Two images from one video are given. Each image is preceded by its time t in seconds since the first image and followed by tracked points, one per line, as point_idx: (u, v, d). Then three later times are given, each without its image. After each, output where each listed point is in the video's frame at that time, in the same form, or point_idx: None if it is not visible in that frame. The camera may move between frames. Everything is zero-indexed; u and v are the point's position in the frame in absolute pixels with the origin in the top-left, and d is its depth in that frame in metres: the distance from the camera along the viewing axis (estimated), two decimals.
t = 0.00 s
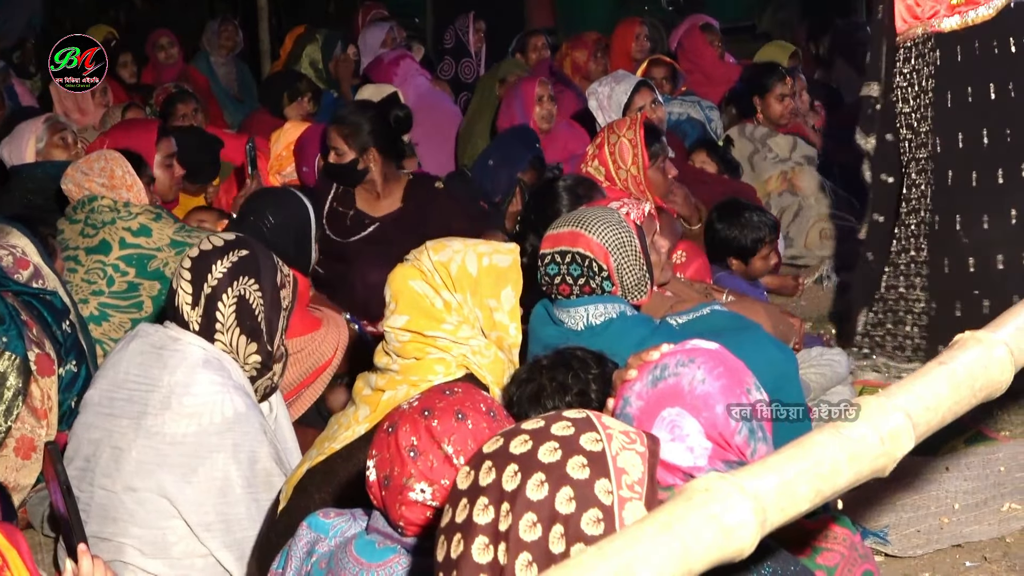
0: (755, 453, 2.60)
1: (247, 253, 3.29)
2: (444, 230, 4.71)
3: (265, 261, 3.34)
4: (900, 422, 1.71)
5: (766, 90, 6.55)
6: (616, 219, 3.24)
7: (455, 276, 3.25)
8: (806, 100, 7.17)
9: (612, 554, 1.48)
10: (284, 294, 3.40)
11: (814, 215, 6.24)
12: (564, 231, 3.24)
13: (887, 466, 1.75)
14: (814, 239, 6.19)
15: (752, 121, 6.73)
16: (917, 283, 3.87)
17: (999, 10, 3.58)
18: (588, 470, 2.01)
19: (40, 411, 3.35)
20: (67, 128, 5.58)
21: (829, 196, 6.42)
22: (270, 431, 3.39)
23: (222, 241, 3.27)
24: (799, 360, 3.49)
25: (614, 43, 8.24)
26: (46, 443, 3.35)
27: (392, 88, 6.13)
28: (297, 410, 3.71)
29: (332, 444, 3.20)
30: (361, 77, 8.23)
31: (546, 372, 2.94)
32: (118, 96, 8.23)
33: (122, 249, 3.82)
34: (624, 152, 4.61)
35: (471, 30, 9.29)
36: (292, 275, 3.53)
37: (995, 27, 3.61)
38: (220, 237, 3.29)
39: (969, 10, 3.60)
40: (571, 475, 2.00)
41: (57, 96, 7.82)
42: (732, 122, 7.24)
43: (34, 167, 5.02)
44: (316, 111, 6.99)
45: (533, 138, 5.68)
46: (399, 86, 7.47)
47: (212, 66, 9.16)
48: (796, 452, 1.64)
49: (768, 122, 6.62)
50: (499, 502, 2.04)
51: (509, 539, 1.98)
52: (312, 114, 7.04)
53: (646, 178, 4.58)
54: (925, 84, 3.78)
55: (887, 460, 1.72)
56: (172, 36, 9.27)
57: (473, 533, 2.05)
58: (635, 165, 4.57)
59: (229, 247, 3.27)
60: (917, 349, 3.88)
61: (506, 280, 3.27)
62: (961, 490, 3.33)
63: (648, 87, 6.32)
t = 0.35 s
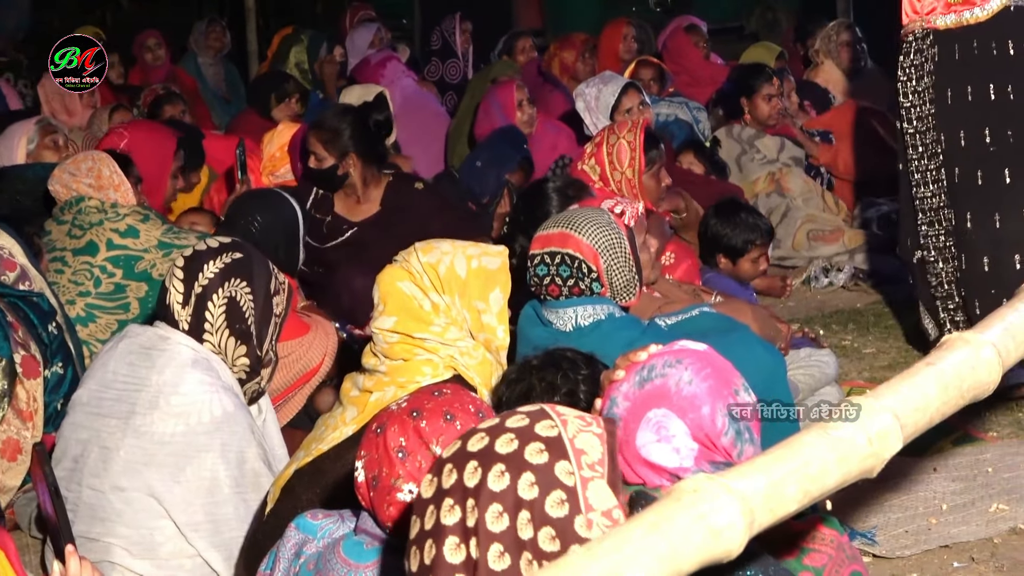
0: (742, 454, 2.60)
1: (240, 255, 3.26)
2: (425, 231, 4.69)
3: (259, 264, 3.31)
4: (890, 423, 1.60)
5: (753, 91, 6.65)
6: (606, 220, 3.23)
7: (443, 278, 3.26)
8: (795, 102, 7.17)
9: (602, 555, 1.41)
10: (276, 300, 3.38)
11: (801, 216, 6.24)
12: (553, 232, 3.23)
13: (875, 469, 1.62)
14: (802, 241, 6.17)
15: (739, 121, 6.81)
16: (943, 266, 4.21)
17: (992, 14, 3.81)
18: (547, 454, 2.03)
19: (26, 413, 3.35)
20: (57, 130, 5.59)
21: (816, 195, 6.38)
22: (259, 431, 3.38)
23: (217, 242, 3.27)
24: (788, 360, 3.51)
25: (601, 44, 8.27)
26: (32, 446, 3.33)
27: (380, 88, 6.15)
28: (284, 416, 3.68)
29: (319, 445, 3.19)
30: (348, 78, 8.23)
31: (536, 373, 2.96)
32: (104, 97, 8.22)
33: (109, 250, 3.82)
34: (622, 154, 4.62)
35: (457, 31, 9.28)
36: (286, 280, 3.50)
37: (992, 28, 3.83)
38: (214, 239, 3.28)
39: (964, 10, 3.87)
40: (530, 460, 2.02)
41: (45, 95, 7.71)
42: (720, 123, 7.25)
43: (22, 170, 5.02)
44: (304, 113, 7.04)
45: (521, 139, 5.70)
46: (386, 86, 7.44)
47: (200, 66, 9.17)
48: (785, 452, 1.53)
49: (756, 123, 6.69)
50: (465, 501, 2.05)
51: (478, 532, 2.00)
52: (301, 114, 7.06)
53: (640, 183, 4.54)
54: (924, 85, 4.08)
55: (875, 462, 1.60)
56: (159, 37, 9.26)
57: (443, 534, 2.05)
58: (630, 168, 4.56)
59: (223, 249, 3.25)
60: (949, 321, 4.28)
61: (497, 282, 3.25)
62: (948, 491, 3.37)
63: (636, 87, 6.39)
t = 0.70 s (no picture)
0: (737, 460, 2.46)
1: (224, 256, 3.19)
2: (406, 227, 4.60)
3: (243, 266, 3.23)
4: (885, 427, 1.61)
5: (745, 88, 6.51)
6: (594, 219, 3.15)
7: (429, 279, 3.18)
8: (788, 98, 7.08)
9: (590, 559, 1.41)
10: (260, 304, 3.30)
11: (793, 215, 6.15)
12: (540, 233, 3.14)
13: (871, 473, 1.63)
14: (795, 241, 6.08)
15: (729, 119, 6.65)
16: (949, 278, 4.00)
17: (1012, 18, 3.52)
18: (513, 447, 2.11)
19: None
20: (37, 129, 5.50)
21: (810, 193, 6.35)
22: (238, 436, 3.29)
23: (201, 243, 3.18)
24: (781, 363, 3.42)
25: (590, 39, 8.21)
26: None
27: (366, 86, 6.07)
28: (264, 423, 3.60)
29: (300, 451, 3.09)
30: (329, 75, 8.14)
31: (524, 376, 2.92)
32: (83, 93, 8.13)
33: (85, 251, 3.75)
34: (613, 149, 4.54)
35: (442, 26, 9.18)
36: (272, 284, 3.41)
37: (1012, 33, 3.56)
38: (198, 240, 3.20)
39: (982, 15, 3.59)
40: (498, 455, 2.10)
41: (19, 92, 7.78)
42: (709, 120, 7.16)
43: None
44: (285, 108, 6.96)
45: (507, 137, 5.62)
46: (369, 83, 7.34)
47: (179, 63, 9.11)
48: (776, 458, 1.53)
49: (748, 120, 6.54)
50: (436, 505, 2.13)
51: (453, 533, 2.07)
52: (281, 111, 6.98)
53: (631, 181, 4.48)
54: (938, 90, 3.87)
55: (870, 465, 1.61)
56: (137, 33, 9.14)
57: (416, 542, 2.14)
58: (622, 164, 4.49)
59: (205, 250, 3.17)
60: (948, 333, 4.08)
61: (484, 283, 3.21)
62: (944, 497, 3.26)
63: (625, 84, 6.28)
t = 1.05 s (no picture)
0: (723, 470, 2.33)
1: (187, 258, 3.07)
2: (381, 234, 4.55)
3: (208, 267, 3.10)
4: (875, 432, 1.70)
5: (732, 83, 6.36)
6: (574, 220, 3.05)
7: (401, 282, 3.07)
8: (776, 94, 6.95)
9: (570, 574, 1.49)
10: (229, 305, 3.16)
11: (783, 215, 6.05)
12: (518, 234, 3.04)
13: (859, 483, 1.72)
14: (784, 241, 5.99)
15: (715, 116, 6.49)
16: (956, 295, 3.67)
17: (1013, 20, 3.33)
18: (495, 448, 2.13)
19: None
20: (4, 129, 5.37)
21: (799, 192, 6.20)
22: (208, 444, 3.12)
23: (163, 244, 3.08)
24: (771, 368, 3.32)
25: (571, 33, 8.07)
26: None
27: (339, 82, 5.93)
28: (232, 434, 3.45)
29: (268, 460, 3.01)
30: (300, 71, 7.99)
31: (503, 383, 2.79)
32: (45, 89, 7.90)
33: (47, 253, 3.61)
34: (600, 147, 4.44)
35: (418, 19, 9.09)
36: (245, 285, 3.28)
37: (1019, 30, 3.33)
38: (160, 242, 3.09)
39: (983, 15, 3.39)
40: (478, 455, 2.12)
41: None
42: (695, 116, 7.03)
43: None
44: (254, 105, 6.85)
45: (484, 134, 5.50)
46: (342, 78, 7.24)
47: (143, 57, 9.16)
48: (761, 467, 1.61)
49: (736, 117, 6.41)
50: (414, 506, 2.14)
51: (431, 533, 2.09)
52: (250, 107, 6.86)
53: (617, 181, 4.38)
54: (941, 90, 3.60)
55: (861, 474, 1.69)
56: (99, 27, 8.96)
57: (393, 543, 2.15)
58: (608, 163, 4.40)
59: (167, 251, 3.06)
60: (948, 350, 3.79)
61: (457, 285, 3.10)
62: (939, 507, 3.16)
63: (608, 80, 6.26)
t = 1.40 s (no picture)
0: (706, 482, 2.35)
1: (146, 262, 2.95)
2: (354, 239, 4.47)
3: (168, 271, 2.98)
4: (863, 444, 1.64)
5: (714, 81, 6.25)
6: (551, 222, 2.94)
7: (368, 288, 2.98)
8: (762, 93, 6.88)
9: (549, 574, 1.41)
10: (191, 310, 3.03)
11: (769, 218, 5.96)
12: (495, 237, 2.93)
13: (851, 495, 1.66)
14: (770, 246, 5.90)
15: (699, 116, 6.38)
16: (941, 309, 3.73)
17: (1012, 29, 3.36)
18: (474, 450, 2.05)
19: None
20: None
21: (785, 194, 6.14)
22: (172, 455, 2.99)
23: (123, 248, 2.97)
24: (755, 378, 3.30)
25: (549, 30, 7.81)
26: None
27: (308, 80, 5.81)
28: (197, 445, 3.33)
29: (232, 474, 2.91)
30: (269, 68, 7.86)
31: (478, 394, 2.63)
32: (4, 87, 7.56)
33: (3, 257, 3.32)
34: (574, 146, 4.35)
35: (392, 16, 8.79)
36: (208, 287, 3.15)
37: (1017, 40, 3.37)
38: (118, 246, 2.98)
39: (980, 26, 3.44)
40: (456, 455, 2.04)
41: None
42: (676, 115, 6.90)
43: None
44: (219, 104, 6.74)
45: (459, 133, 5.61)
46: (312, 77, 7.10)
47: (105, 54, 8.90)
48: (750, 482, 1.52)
49: (719, 116, 6.30)
50: (390, 506, 2.07)
51: (405, 535, 2.01)
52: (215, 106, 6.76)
53: (594, 179, 4.28)
54: (941, 99, 3.66)
55: (850, 485, 1.63)
56: (59, 22, 8.73)
57: (367, 546, 2.08)
58: (584, 161, 4.30)
59: (125, 255, 2.95)
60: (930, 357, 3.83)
61: (427, 288, 3.04)
62: (930, 520, 3.11)
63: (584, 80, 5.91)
